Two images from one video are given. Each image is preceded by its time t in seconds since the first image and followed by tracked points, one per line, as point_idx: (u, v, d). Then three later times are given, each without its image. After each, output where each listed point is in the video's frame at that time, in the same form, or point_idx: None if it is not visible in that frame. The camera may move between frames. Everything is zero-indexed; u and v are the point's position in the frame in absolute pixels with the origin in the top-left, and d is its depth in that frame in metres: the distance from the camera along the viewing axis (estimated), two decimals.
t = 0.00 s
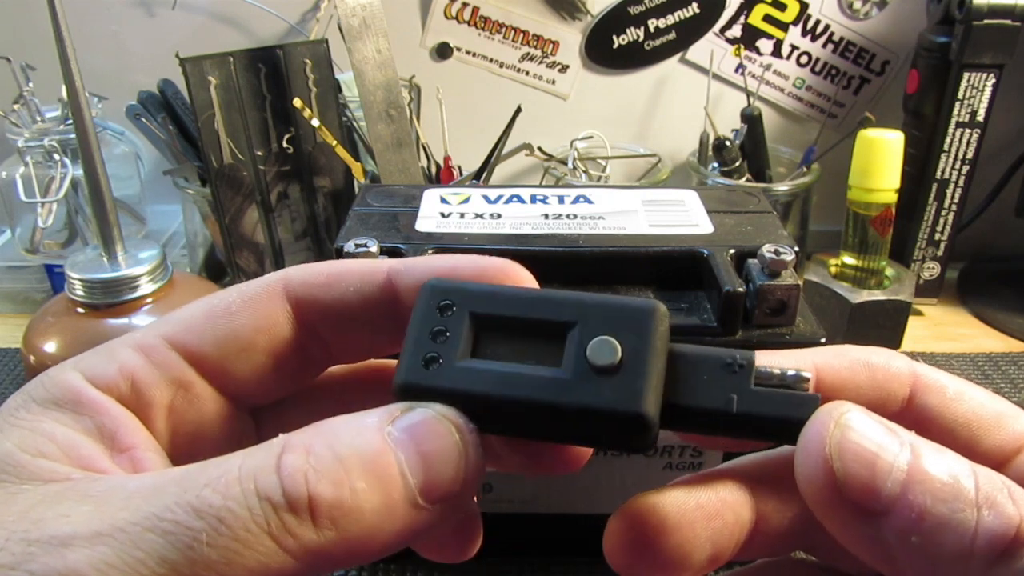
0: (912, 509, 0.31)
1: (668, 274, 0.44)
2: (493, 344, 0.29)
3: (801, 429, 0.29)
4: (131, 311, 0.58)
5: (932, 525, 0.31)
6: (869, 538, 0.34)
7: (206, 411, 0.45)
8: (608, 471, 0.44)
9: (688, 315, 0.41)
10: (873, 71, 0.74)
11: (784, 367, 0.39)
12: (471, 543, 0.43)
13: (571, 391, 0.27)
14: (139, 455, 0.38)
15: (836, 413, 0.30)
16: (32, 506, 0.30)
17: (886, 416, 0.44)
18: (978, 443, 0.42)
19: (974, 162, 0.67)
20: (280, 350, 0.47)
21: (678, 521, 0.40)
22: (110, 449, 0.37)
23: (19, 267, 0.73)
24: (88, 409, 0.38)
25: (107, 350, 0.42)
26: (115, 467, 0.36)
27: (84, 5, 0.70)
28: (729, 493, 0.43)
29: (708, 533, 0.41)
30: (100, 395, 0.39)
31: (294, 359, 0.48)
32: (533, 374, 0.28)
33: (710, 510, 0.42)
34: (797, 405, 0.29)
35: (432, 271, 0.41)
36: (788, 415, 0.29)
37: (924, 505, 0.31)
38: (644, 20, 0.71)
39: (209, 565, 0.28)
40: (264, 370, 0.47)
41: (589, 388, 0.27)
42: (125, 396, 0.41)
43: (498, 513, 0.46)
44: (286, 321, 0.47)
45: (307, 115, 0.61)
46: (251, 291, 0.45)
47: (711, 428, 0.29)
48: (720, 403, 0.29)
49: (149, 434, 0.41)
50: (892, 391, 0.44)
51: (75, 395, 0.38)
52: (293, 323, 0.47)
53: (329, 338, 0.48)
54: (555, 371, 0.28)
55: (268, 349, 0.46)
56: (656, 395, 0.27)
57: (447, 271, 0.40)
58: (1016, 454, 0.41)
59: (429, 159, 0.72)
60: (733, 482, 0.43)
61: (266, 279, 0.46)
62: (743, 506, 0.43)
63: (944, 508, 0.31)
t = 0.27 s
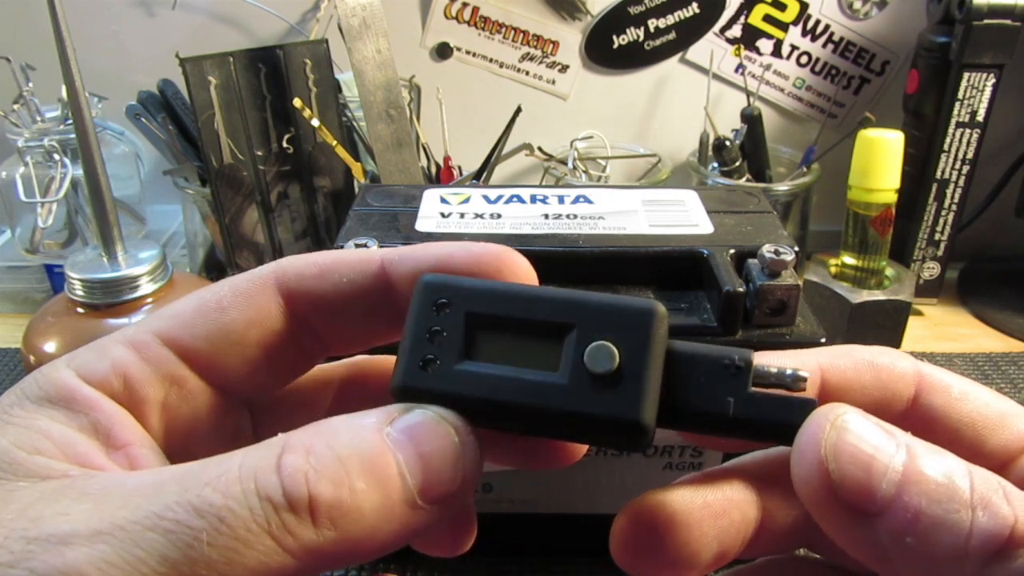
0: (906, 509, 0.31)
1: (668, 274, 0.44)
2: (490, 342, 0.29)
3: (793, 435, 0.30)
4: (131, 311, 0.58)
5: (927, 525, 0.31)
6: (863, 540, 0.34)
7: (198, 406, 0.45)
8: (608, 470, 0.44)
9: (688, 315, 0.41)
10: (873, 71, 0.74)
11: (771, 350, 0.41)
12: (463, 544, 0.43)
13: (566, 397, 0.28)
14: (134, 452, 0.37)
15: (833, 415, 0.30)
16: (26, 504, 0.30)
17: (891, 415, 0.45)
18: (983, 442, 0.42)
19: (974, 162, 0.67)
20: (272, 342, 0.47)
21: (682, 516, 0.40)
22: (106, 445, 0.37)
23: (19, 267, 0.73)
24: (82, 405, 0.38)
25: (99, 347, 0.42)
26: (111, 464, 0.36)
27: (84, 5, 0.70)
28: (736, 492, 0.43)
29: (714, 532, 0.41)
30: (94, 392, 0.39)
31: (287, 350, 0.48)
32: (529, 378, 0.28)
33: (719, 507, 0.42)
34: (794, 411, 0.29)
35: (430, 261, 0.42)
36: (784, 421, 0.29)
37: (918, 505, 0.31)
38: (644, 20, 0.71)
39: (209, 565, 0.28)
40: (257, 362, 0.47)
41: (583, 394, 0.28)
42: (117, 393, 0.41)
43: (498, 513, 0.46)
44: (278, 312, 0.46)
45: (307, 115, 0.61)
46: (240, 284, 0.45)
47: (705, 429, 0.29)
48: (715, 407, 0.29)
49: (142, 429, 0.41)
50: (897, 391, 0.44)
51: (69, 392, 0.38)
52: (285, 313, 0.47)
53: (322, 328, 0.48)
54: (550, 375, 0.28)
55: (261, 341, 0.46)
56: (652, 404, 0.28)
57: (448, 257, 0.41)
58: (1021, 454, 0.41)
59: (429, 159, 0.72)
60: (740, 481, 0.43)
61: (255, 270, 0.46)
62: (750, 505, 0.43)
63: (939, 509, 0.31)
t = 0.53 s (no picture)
0: (906, 496, 0.31)
1: (668, 274, 0.44)
2: (486, 341, 0.29)
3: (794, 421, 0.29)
4: (132, 311, 0.58)
5: (925, 512, 0.31)
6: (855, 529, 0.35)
7: (207, 412, 0.45)
8: (608, 471, 0.44)
9: (688, 315, 0.41)
10: (873, 71, 0.74)
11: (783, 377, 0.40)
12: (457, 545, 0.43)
13: (561, 383, 0.27)
14: (141, 452, 0.38)
15: (836, 403, 0.31)
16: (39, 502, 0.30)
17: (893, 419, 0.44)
18: (987, 444, 0.42)
19: (974, 162, 0.67)
20: (281, 356, 0.47)
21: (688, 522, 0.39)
22: (114, 446, 0.38)
23: (19, 267, 0.73)
24: (94, 408, 0.38)
25: (111, 350, 0.42)
26: (117, 464, 0.36)
27: (84, 5, 0.70)
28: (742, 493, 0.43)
29: (725, 535, 0.40)
30: (105, 395, 0.39)
31: (294, 365, 0.48)
32: (524, 368, 0.28)
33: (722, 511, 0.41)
34: (783, 393, 0.28)
35: (430, 281, 0.40)
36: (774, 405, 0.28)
37: (918, 492, 0.31)
38: (644, 20, 0.71)
39: (214, 557, 0.28)
40: (265, 376, 0.47)
41: (578, 381, 0.27)
42: (127, 395, 0.41)
43: (499, 513, 0.46)
44: (288, 330, 0.46)
45: (307, 115, 0.61)
46: (249, 295, 0.45)
47: (699, 420, 0.29)
48: (705, 395, 0.28)
49: (151, 432, 0.41)
50: (899, 394, 0.44)
51: (80, 395, 0.39)
52: (295, 332, 0.47)
53: (329, 345, 0.48)
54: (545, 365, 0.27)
55: (270, 355, 0.46)
56: (643, 384, 0.27)
57: (447, 278, 0.40)
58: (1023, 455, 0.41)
59: (429, 159, 0.72)
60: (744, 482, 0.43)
61: (270, 283, 0.46)
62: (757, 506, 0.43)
63: (939, 498, 0.31)
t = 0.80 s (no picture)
0: (897, 487, 0.31)
1: (668, 274, 0.44)
2: (477, 338, 0.29)
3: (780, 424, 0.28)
4: (131, 311, 0.58)
5: (916, 502, 0.31)
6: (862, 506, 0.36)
7: (205, 410, 0.45)
8: (608, 470, 0.43)
9: (688, 315, 0.41)
10: (873, 71, 0.74)
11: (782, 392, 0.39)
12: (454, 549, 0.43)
13: (553, 372, 0.27)
14: (139, 449, 0.38)
15: (836, 400, 0.32)
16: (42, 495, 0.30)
17: (916, 412, 0.45)
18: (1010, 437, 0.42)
19: (974, 162, 0.67)
20: (279, 361, 0.47)
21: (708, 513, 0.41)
22: (110, 443, 0.38)
23: (19, 267, 0.73)
24: (93, 406, 0.38)
25: (114, 350, 0.42)
26: (115, 461, 0.36)
27: (84, 6, 0.70)
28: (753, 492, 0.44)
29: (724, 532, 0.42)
30: (106, 394, 0.39)
31: (291, 371, 0.48)
32: (516, 359, 0.28)
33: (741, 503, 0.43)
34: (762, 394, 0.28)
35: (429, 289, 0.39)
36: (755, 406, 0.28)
37: (909, 484, 0.31)
38: (644, 20, 0.71)
39: (211, 545, 0.28)
40: (263, 381, 0.47)
41: (569, 371, 0.27)
42: (129, 395, 0.41)
43: (498, 513, 0.45)
44: (287, 336, 0.47)
45: (307, 115, 0.61)
46: (250, 302, 0.46)
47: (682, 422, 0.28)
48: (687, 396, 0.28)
49: (151, 432, 0.41)
50: (923, 388, 0.44)
51: (81, 394, 0.38)
52: (294, 337, 0.47)
53: (325, 351, 0.49)
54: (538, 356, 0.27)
55: (268, 359, 0.47)
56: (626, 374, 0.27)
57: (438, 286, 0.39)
58: None
59: (429, 159, 0.72)
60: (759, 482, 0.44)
61: (268, 291, 0.47)
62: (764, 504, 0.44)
63: (927, 489, 0.31)
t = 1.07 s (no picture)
0: (877, 501, 0.31)
1: (668, 274, 0.44)
2: (483, 343, 0.30)
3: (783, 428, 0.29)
4: (131, 311, 0.58)
5: (895, 517, 0.31)
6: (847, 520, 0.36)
7: (211, 418, 0.45)
8: (608, 470, 0.43)
9: (688, 315, 0.41)
10: (873, 71, 0.74)
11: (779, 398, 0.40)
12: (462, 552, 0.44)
13: (561, 374, 0.27)
14: (150, 455, 0.38)
15: (820, 411, 0.32)
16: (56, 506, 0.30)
17: (906, 407, 0.46)
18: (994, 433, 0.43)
19: (974, 162, 0.67)
20: (285, 367, 0.47)
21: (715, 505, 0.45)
22: (120, 449, 0.38)
23: (19, 267, 0.73)
24: (102, 412, 0.38)
25: (122, 356, 0.42)
26: (125, 467, 0.36)
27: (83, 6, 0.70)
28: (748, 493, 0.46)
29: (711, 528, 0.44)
30: (113, 399, 0.39)
31: (296, 378, 0.48)
32: (524, 361, 0.28)
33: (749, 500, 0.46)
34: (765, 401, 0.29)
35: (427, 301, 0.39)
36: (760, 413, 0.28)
37: (888, 498, 0.31)
38: (644, 20, 0.71)
39: (219, 552, 0.28)
40: (269, 388, 0.47)
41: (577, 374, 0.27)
42: (138, 401, 0.41)
43: (498, 512, 0.45)
44: (292, 342, 0.47)
45: (307, 115, 0.61)
46: (257, 308, 0.46)
47: (688, 427, 0.29)
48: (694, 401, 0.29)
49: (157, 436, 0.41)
50: (913, 382, 0.45)
51: (90, 400, 0.39)
52: (299, 344, 0.47)
53: (330, 359, 0.49)
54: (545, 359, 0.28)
55: (273, 365, 0.47)
56: (637, 380, 0.28)
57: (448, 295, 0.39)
58: None
59: (429, 159, 0.72)
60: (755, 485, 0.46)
61: (272, 298, 0.47)
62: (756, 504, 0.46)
63: (905, 504, 0.31)
